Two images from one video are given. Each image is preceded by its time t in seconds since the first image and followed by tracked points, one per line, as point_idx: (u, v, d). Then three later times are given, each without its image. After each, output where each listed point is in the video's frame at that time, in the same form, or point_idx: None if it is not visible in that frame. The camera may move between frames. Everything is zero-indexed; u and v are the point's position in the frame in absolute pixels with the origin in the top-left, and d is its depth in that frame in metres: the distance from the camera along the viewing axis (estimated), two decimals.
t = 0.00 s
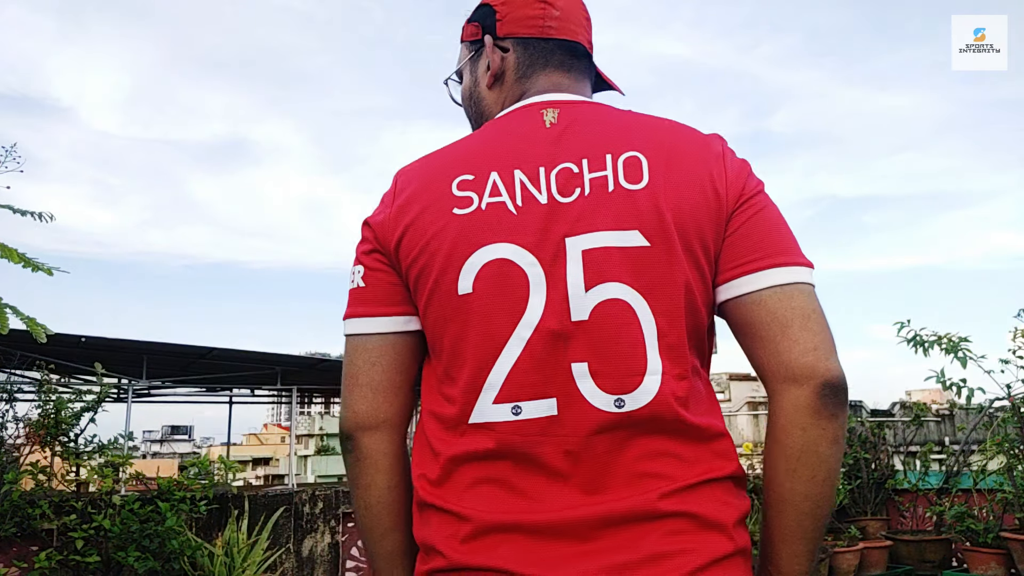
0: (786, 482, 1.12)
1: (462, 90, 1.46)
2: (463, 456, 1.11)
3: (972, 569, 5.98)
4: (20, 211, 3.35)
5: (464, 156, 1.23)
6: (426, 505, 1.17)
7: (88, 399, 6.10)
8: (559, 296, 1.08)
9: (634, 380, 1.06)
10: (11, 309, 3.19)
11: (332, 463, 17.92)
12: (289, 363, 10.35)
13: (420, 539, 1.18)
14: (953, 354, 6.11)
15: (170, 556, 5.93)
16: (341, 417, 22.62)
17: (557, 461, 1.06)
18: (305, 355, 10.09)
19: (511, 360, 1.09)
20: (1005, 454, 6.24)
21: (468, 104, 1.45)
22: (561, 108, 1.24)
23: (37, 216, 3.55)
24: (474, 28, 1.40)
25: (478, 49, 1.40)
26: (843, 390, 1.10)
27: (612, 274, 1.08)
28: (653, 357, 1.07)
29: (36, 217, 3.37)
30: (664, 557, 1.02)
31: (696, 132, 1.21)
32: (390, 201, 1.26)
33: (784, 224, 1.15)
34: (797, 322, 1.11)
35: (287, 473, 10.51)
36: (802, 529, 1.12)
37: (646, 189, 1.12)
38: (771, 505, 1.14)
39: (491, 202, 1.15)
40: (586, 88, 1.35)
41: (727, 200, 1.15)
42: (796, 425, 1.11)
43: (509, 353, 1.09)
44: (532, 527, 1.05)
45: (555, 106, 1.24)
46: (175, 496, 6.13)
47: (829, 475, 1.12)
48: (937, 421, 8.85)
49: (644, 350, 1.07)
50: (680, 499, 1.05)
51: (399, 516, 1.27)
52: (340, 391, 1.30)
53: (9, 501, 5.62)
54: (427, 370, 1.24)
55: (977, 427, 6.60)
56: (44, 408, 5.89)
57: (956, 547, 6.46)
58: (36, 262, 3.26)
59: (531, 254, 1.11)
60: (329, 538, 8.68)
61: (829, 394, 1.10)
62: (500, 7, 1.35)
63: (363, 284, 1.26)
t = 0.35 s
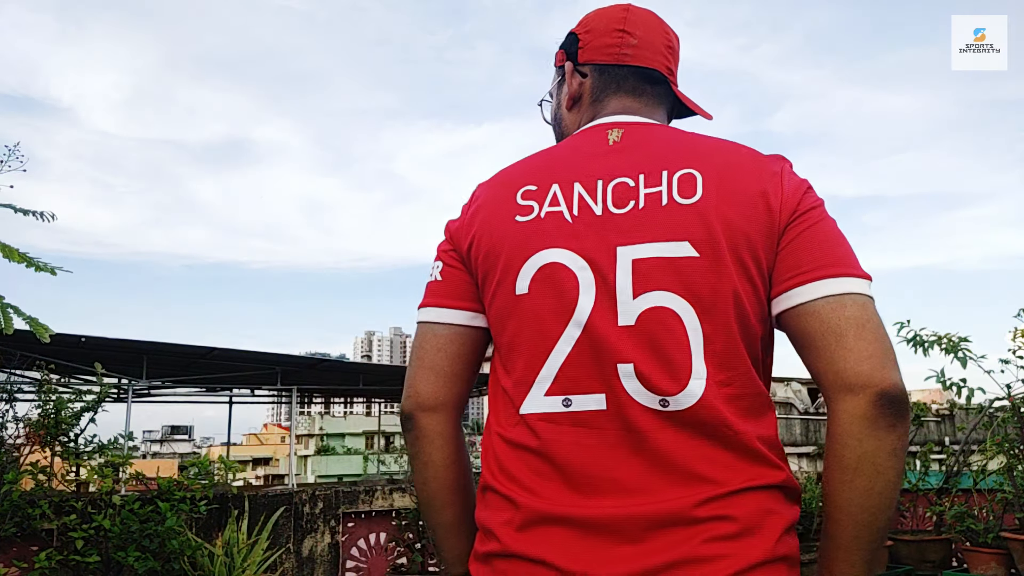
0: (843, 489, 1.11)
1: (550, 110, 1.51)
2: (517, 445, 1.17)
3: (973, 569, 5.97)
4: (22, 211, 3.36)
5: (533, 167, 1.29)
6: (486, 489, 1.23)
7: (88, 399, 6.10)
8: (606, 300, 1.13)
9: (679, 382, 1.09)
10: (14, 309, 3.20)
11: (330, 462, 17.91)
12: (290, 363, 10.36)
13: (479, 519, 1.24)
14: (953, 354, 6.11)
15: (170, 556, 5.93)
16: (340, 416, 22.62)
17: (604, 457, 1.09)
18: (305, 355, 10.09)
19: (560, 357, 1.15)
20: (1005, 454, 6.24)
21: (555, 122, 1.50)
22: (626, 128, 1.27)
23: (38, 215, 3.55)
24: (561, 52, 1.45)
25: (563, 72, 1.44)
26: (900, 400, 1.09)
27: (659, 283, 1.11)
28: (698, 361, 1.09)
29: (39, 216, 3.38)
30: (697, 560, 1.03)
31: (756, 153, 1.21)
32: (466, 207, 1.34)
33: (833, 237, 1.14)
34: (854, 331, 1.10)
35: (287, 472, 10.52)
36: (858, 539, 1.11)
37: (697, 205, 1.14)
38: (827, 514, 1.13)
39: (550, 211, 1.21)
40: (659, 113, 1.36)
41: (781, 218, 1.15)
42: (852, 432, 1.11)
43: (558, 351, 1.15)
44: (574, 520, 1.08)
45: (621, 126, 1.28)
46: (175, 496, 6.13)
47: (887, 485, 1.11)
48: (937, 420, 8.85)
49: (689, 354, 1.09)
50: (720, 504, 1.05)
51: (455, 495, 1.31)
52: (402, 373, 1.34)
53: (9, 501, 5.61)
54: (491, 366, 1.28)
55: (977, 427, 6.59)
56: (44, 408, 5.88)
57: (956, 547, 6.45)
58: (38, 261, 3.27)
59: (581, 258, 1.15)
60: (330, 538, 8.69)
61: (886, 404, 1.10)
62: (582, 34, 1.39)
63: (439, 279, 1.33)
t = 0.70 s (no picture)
0: (834, 489, 1.21)
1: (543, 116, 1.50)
2: (529, 442, 1.14)
3: (973, 569, 5.97)
4: (22, 211, 3.35)
5: (549, 170, 1.25)
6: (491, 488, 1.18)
7: (88, 399, 6.09)
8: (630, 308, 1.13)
9: (698, 390, 1.12)
10: (14, 308, 3.19)
11: (331, 462, 17.89)
12: (290, 363, 10.35)
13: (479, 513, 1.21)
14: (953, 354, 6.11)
15: (170, 556, 5.92)
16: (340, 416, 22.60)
17: (625, 457, 1.10)
18: (305, 355, 10.09)
19: (583, 361, 1.13)
20: (1005, 454, 6.24)
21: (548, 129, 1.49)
22: (640, 140, 1.29)
23: (38, 215, 3.55)
24: (556, 60, 1.43)
25: (561, 79, 1.43)
26: (888, 411, 1.19)
27: (682, 295, 1.13)
28: (716, 371, 1.13)
29: (39, 216, 3.38)
30: (709, 555, 1.07)
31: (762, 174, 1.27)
32: (476, 203, 1.27)
33: (833, 260, 1.24)
34: (850, 348, 1.20)
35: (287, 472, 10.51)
36: (844, 536, 1.21)
37: (717, 221, 1.17)
38: (817, 512, 1.23)
39: (572, 216, 1.18)
40: (660, 123, 1.38)
41: (791, 239, 1.23)
42: (845, 441, 1.20)
43: (581, 356, 1.13)
44: (596, 516, 1.08)
45: (635, 137, 1.29)
46: (175, 496, 6.13)
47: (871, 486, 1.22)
48: (937, 421, 8.85)
49: (707, 365, 1.13)
50: (731, 502, 1.11)
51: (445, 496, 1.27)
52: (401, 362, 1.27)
53: (9, 501, 5.60)
54: (498, 367, 1.24)
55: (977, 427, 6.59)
56: (44, 408, 5.88)
57: (956, 547, 6.45)
58: (37, 260, 3.27)
59: (606, 265, 1.14)
60: (330, 538, 8.70)
61: (876, 414, 1.20)
62: (582, 43, 1.38)
63: (452, 272, 1.25)
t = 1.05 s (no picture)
0: (824, 489, 1.24)
1: (531, 115, 1.49)
2: (539, 449, 1.12)
3: (973, 569, 5.97)
4: (22, 214, 3.36)
5: (555, 173, 1.23)
6: (491, 492, 1.16)
7: (88, 399, 6.09)
8: (648, 314, 1.13)
9: (708, 394, 1.15)
10: (13, 311, 3.20)
11: (331, 462, 17.89)
12: (290, 363, 10.36)
13: (479, 518, 1.18)
14: (953, 354, 6.11)
15: (170, 556, 5.91)
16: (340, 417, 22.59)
17: (639, 459, 1.10)
18: (305, 355, 10.09)
19: (598, 367, 1.12)
20: (1005, 454, 6.24)
21: (537, 126, 1.47)
22: (642, 143, 1.29)
23: (38, 219, 3.55)
24: (549, 59, 1.42)
25: (553, 74, 1.41)
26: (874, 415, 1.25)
27: (696, 302, 1.15)
28: (726, 374, 1.16)
29: (38, 219, 3.38)
30: (706, 552, 1.09)
31: (758, 183, 1.32)
32: (477, 205, 1.22)
33: (824, 270, 1.31)
34: (841, 354, 1.26)
35: (286, 472, 10.51)
36: (827, 536, 1.24)
37: (725, 228, 1.21)
38: (803, 511, 1.26)
39: (585, 221, 1.16)
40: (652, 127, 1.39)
41: (788, 246, 1.28)
42: (836, 442, 1.24)
43: (597, 361, 1.12)
44: (610, 517, 1.07)
45: (636, 140, 1.30)
46: (175, 496, 6.14)
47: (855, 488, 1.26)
48: (937, 421, 8.85)
49: (718, 370, 1.16)
50: (727, 500, 1.13)
51: (447, 510, 1.24)
52: (408, 370, 1.22)
53: (9, 501, 5.59)
54: (498, 374, 1.21)
55: (977, 427, 6.59)
56: (44, 408, 5.89)
57: (956, 547, 6.45)
58: (37, 264, 3.27)
59: (621, 271, 1.14)
60: (329, 538, 8.69)
61: (864, 417, 1.25)
62: (577, 43, 1.38)
63: (454, 280, 1.20)
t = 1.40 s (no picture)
0: (849, 477, 1.22)
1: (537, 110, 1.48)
2: (534, 455, 1.11)
3: (973, 569, 5.98)
4: (21, 211, 3.36)
5: (556, 171, 1.23)
6: (488, 498, 1.15)
7: (88, 399, 6.09)
8: (644, 319, 1.13)
9: (704, 398, 1.15)
10: (13, 309, 3.20)
11: (331, 462, 17.90)
12: (290, 363, 10.36)
13: (473, 521, 1.17)
14: (953, 354, 6.11)
15: (170, 556, 5.91)
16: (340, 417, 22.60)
17: (634, 464, 1.10)
18: (305, 355, 10.09)
19: (592, 371, 1.11)
20: (1005, 454, 6.23)
21: (541, 122, 1.47)
22: (643, 144, 1.29)
23: (38, 217, 3.55)
24: (559, 54, 1.42)
25: (561, 70, 1.41)
26: (902, 398, 1.22)
27: (694, 307, 1.15)
28: (723, 379, 1.16)
29: (38, 216, 3.38)
30: (702, 556, 1.08)
31: (757, 184, 1.32)
32: (479, 204, 1.22)
33: (830, 272, 1.29)
34: (862, 339, 1.24)
35: (286, 472, 10.52)
36: (856, 523, 1.23)
37: (725, 231, 1.21)
38: (830, 499, 1.24)
39: (584, 222, 1.16)
40: (657, 129, 1.40)
41: (787, 248, 1.28)
42: (860, 427, 1.22)
43: (592, 364, 1.11)
44: (605, 521, 1.07)
45: (637, 141, 1.29)
46: (175, 496, 6.13)
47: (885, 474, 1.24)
48: (937, 421, 8.85)
49: (715, 375, 1.16)
50: (722, 504, 1.12)
51: (416, 503, 1.20)
52: (393, 355, 1.19)
53: (9, 501, 5.59)
54: (497, 375, 1.20)
55: (977, 427, 6.59)
56: (44, 408, 5.89)
57: (955, 547, 6.45)
58: (36, 261, 3.27)
59: (619, 275, 1.14)
60: (329, 538, 8.70)
61: (891, 401, 1.22)
62: (587, 39, 1.38)
63: (463, 268, 1.18)
